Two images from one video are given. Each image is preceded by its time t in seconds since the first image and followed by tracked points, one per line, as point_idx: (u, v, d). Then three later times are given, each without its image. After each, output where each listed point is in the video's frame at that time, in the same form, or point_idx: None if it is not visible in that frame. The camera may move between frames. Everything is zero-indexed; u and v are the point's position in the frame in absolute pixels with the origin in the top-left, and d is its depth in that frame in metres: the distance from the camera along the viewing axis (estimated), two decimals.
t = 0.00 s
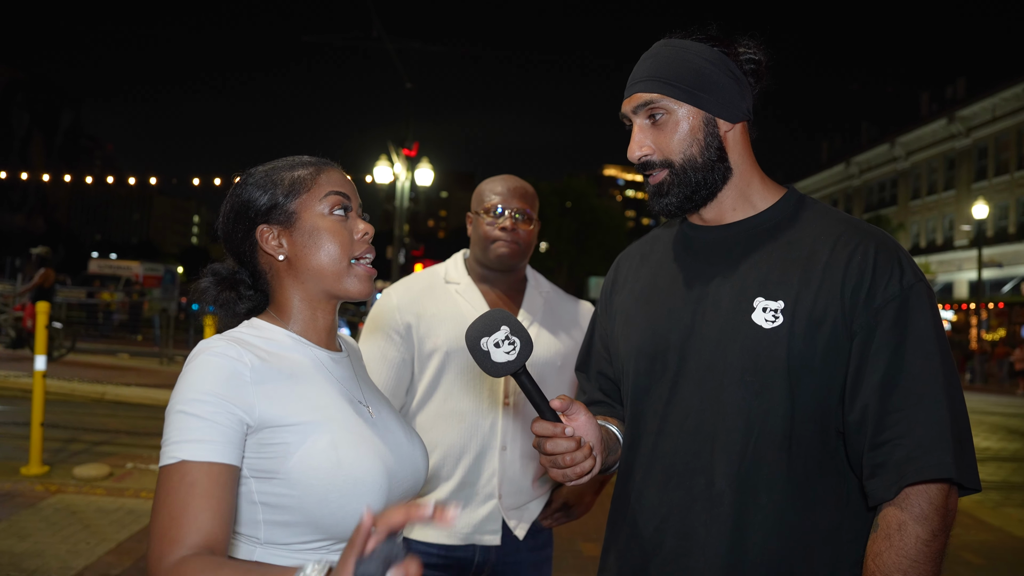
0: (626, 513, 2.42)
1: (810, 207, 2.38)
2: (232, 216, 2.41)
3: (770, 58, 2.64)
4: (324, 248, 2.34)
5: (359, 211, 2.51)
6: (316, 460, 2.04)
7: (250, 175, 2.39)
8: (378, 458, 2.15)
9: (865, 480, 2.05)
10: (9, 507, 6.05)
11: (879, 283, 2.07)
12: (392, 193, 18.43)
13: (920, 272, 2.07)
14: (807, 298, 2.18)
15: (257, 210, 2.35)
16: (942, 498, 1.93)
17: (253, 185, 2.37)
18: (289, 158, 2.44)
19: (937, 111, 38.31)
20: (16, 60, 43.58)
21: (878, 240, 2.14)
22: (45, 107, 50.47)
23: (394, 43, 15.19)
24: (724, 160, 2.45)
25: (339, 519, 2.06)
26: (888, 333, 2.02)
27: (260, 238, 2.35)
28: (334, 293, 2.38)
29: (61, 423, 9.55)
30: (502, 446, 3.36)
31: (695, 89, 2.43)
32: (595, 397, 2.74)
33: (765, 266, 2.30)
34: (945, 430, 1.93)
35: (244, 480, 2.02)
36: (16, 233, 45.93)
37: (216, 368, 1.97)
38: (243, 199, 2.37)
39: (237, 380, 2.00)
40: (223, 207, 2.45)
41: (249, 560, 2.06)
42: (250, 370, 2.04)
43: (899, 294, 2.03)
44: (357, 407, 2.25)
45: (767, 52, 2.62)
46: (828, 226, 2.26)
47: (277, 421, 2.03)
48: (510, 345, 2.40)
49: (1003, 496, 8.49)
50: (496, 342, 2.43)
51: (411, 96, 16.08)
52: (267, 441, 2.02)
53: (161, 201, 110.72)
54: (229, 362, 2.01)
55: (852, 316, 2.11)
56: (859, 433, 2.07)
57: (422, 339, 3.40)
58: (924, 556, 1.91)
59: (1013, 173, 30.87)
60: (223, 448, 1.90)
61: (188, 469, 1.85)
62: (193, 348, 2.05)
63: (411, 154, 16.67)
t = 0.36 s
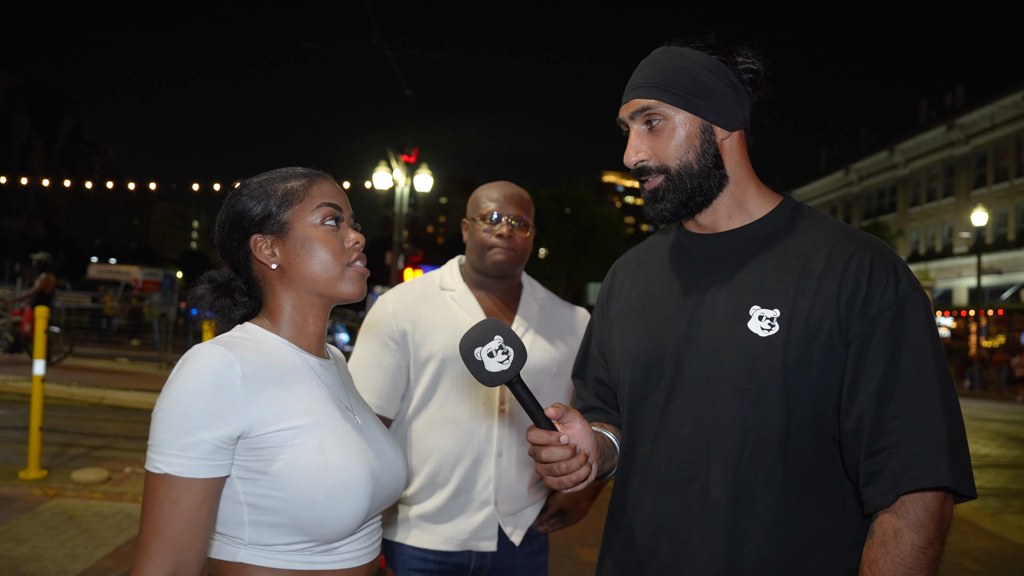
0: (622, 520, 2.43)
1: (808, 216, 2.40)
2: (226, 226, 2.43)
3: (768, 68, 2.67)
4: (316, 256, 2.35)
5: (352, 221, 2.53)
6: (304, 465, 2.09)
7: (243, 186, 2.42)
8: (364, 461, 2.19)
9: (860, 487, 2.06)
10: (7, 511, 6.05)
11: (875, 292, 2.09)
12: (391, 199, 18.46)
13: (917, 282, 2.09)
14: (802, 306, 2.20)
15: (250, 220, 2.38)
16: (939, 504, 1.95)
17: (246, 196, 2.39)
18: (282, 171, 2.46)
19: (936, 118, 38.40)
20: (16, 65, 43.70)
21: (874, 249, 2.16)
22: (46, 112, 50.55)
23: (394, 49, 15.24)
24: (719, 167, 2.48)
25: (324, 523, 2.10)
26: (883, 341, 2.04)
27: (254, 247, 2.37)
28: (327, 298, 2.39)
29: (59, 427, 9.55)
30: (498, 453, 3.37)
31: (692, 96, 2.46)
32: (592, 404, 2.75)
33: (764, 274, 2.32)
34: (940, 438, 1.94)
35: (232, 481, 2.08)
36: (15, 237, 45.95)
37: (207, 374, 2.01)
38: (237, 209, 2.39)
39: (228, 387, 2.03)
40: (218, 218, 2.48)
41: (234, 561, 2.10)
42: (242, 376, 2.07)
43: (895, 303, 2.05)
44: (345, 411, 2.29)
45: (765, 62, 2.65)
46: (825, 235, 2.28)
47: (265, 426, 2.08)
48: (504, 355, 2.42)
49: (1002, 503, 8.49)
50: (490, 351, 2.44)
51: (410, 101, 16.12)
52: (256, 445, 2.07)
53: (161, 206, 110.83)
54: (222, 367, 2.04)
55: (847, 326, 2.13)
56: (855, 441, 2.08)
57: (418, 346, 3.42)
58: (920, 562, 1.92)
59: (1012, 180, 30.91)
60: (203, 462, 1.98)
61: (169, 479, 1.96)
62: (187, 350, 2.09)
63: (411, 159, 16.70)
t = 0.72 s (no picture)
0: (626, 513, 2.46)
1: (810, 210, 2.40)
2: (216, 222, 2.42)
3: (774, 67, 2.69)
4: (308, 257, 2.36)
5: (344, 221, 2.53)
6: (270, 469, 2.08)
7: (237, 182, 2.40)
8: (334, 468, 2.18)
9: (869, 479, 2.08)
10: (17, 507, 6.11)
11: (876, 284, 2.10)
12: (396, 197, 18.50)
13: (919, 274, 2.10)
14: (803, 301, 2.22)
15: (242, 218, 2.37)
16: (952, 497, 1.96)
17: (238, 194, 2.38)
18: (276, 167, 2.45)
19: (942, 116, 38.25)
20: (23, 65, 44.00)
21: (875, 243, 2.18)
22: (52, 111, 50.71)
23: (399, 47, 15.29)
24: (723, 165, 2.49)
25: (289, 527, 2.09)
26: (886, 332, 2.05)
27: (246, 246, 2.38)
28: (316, 300, 2.41)
29: (67, 425, 9.61)
30: (502, 450, 3.39)
31: (696, 94, 2.47)
32: (595, 399, 2.78)
33: (762, 269, 2.33)
34: (943, 428, 1.96)
35: (203, 477, 2.10)
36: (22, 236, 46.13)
37: (177, 374, 2.01)
38: (229, 206, 2.39)
39: (197, 388, 2.03)
40: (209, 212, 2.46)
41: (202, 555, 2.13)
42: (213, 377, 2.07)
43: (898, 295, 2.06)
44: (323, 414, 2.27)
45: (770, 60, 2.66)
46: (826, 228, 2.29)
47: (235, 427, 2.08)
48: (507, 350, 2.44)
49: (1008, 502, 8.49)
50: (492, 346, 2.47)
51: (415, 100, 16.14)
52: (225, 445, 2.08)
53: (167, 205, 111.24)
54: (192, 368, 2.04)
55: (849, 321, 2.15)
56: (863, 433, 2.10)
57: (423, 343, 3.44)
58: (934, 555, 1.94)
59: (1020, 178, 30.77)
60: (171, 460, 1.99)
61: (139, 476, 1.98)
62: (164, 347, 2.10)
63: (415, 158, 16.74)
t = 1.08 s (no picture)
0: (618, 505, 2.47)
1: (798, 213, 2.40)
2: (196, 212, 2.26)
3: (771, 76, 2.69)
4: (298, 251, 2.26)
5: (332, 212, 2.43)
6: (279, 472, 2.01)
7: (219, 170, 2.25)
8: (342, 465, 2.12)
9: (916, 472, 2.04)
10: (17, 509, 6.11)
11: (877, 284, 2.10)
12: (398, 198, 18.53)
13: (919, 265, 2.11)
14: (796, 304, 2.21)
15: (226, 210, 2.23)
16: None
17: (221, 183, 2.23)
18: (260, 154, 2.32)
19: (943, 117, 38.27)
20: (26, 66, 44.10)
21: (870, 244, 2.18)
22: (54, 112, 50.81)
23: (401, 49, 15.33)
24: (714, 165, 2.49)
25: (299, 529, 2.04)
26: (901, 330, 2.04)
27: (229, 239, 2.24)
28: (304, 297, 2.31)
29: (69, 426, 9.62)
30: (502, 452, 3.38)
31: (690, 92, 2.47)
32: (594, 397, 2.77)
33: (754, 271, 2.33)
34: (994, 411, 1.93)
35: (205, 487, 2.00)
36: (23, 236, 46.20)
37: (180, 380, 1.91)
38: (211, 195, 2.24)
39: (200, 393, 1.93)
40: (187, 201, 2.30)
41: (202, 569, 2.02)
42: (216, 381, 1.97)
43: (900, 291, 2.06)
44: (323, 411, 2.21)
45: (767, 71, 2.67)
46: (818, 230, 2.29)
47: (239, 432, 2.00)
48: (562, 290, 2.65)
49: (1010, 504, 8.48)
50: (551, 282, 2.68)
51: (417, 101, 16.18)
52: (230, 450, 1.99)
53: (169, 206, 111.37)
54: (193, 373, 1.94)
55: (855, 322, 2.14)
56: (897, 429, 2.06)
57: (425, 344, 3.44)
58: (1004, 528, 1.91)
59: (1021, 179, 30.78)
60: (183, 473, 1.88)
61: (152, 492, 1.86)
62: (157, 351, 1.99)
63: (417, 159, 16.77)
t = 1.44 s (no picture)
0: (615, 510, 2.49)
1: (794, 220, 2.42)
2: (185, 211, 2.18)
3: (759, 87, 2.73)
4: (295, 255, 2.22)
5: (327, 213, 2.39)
6: (278, 480, 1.96)
7: (209, 167, 2.18)
8: (340, 472, 2.08)
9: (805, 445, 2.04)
10: (11, 516, 6.08)
11: (853, 291, 2.06)
12: (395, 204, 18.56)
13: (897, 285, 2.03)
14: (786, 308, 2.19)
15: (218, 210, 2.16)
16: (907, 485, 1.90)
17: (213, 181, 2.16)
18: (254, 151, 2.25)
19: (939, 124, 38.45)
20: (24, 72, 44.13)
21: (853, 253, 2.15)
22: (51, 118, 50.81)
23: (399, 55, 15.39)
24: (714, 172, 2.50)
25: (300, 539, 2.00)
26: (860, 335, 1.99)
27: (222, 240, 2.17)
28: (300, 302, 2.27)
29: (65, 432, 9.59)
30: (500, 458, 3.37)
31: (690, 101, 2.48)
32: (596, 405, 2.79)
33: (749, 276, 2.33)
34: (882, 419, 1.89)
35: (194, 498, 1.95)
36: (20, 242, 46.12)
37: (169, 387, 1.85)
38: (201, 194, 2.16)
39: (190, 402, 1.88)
40: (172, 198, 2.21)
41: None
42: (207, 388, 1.92)
43: (871, 301, 2.02)
44: (318, 417, 2.17)
45: (756, 81, 2.70)
46: (811, 237, 2.29)
47: (234, 441, 1.94)
48: (621, 270, 2.59)
49: (1006, 510, 8.48)
50: (612, 260, 2.60)
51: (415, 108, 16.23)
52: (223, 459, 1.94)
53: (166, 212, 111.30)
54: (184, 380, 1.88)
55: (824, 325, 2.11)
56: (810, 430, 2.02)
57: (422, 351, 3.44)
58: (836, 501, 1.87)
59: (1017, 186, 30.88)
60: (172, 485, 1.84)
61: (133, 506, 1.82)
62: (142, 358, 1.92)
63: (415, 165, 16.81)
